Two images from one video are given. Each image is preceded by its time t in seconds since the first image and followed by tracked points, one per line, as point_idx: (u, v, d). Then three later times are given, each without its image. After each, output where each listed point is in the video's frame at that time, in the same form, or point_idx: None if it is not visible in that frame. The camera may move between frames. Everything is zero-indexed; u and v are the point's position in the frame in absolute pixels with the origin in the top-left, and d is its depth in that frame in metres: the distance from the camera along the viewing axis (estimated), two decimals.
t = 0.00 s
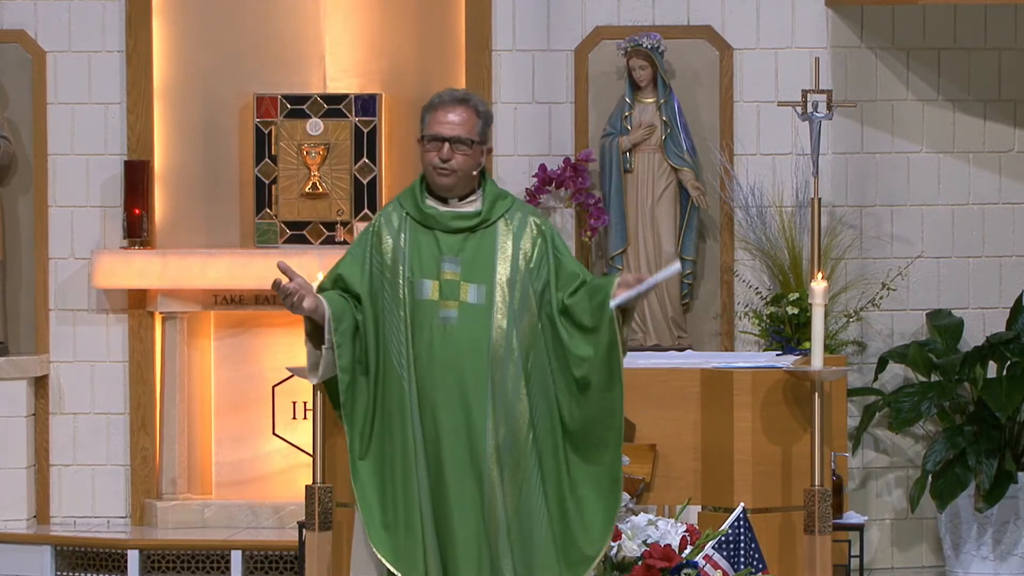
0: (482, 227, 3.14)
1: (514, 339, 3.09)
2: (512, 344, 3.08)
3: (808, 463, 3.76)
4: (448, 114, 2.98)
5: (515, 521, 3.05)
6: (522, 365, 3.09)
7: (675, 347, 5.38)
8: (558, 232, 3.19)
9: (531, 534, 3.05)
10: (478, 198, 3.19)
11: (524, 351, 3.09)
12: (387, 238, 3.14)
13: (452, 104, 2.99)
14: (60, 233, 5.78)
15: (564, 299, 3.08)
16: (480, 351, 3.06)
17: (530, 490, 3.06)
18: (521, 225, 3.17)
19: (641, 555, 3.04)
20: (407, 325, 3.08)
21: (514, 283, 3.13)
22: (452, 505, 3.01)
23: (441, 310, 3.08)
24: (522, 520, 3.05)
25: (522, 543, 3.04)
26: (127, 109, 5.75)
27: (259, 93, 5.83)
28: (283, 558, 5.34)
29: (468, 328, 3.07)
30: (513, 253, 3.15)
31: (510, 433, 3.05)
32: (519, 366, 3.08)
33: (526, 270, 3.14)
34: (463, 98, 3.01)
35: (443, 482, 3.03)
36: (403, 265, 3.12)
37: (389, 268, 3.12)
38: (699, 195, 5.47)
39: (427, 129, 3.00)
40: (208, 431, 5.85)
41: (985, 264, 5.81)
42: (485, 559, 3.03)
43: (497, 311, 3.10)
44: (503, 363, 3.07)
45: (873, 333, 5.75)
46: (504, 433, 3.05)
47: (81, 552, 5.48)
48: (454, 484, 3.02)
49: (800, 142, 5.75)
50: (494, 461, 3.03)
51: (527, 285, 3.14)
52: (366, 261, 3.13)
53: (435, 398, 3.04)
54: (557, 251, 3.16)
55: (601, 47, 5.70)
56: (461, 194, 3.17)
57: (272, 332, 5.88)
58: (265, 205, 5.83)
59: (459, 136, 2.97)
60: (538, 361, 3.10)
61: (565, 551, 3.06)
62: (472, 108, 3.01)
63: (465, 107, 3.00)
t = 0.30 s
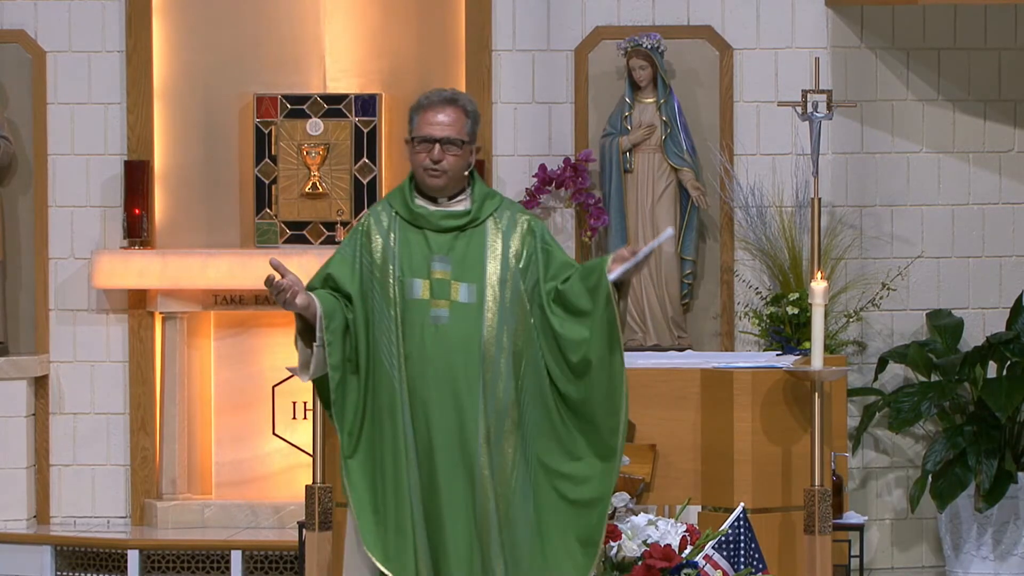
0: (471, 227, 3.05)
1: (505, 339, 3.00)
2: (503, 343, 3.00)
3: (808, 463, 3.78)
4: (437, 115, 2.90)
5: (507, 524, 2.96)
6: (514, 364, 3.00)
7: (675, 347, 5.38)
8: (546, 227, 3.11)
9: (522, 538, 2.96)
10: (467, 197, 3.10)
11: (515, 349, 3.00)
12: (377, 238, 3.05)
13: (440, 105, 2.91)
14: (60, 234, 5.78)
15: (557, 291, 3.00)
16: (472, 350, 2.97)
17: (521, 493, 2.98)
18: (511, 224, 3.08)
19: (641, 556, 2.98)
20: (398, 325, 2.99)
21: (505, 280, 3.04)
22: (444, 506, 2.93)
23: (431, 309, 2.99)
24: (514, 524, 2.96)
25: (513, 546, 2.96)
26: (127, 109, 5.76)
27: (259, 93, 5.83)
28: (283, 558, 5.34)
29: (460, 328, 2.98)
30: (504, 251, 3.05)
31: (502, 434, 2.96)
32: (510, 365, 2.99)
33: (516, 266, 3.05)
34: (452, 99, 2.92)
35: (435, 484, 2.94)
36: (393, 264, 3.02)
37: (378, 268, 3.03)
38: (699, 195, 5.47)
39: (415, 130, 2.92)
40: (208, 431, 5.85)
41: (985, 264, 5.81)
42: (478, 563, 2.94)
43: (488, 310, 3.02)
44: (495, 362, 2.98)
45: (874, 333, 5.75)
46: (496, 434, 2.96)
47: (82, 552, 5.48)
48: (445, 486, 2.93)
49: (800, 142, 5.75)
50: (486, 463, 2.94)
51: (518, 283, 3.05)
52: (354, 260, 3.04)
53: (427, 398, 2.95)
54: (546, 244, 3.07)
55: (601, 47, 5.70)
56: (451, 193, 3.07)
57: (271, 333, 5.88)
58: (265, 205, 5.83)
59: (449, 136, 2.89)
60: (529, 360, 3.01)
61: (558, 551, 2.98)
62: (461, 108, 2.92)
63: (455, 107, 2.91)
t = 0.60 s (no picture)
0: (447, 225, 2.98)
1: (483, 339, 2.93)
2: (481, 343, 2.93)
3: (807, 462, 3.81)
4: (403, 113, 2.84)
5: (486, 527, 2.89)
6: (491, 364, 2.93)
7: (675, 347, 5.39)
8: (521, 225, 3.05)
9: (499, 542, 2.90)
10: (441, 195, 3.03)
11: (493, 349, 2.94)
12: (351, 240, 2.96)
13: (406, 103, 2.85)
14: (60, 234, 5.78)
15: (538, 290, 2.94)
16: (451, 351, 2.90)
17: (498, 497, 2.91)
18: (486, 220, 3.02)
19: (642, 556, 2.92)
20: (374, 325, 2.90)
21: (482, 279, 2.97)
22: (423, 512, 2.86)
23: (408, 309, 2.92)
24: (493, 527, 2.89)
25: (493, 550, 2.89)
26: (127, 109, 5.76)
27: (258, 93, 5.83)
28: (283, 558, 5.34)
29: (438, 329, 2.91)
30: (480, 250, 2.99)
31: (480, 435, 2.89)
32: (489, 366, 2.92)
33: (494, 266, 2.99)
34: (417, 96, 2.86)
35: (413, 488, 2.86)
36: (369, 265, 2.94)
37: (354, 270, 2.94)
38: (699, 195, 5.47)
39: (383, 129, 2.86)
40: (208, 431, 5.84)
41: (985, 264, 5.81)
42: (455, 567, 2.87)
43: (466, 309, 2.94)
44: (473, 362, 2.91)
45: (874, 332, 5.75)
46: (475, 436, 2.89)
47: (82, 552, 5.48)
48: (424, 490, 2.86)
49: (800, 142, 5.75)
50: (466, 465, 2.87)
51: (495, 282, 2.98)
52: (328, 260, 2.94)
53: (404, 401, 2.87)
54: (524, 243, 3.01)
55: (601, 47, 5.71)
56: (424, 191, 3.00)
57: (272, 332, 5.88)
58: (265, 205, 5.84)
59: (417, 133, 2.84)
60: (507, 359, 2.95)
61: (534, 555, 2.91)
62: (427, 105, 2.87)
63: (421, 104, 2.86)
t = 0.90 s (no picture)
0: (441, 226, 3.02)
1: (471, 342, 2.95)
2: (469, 345, 2.95)
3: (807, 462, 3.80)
4: (395, 112, 2.91)
5: (467, 529, 2.90)
6: (479, 367, 2.95)
7: (675, 347, 5.38)
8: (519, 229, 3.04)
9: (480, 544, 2.91)
10: (438, 196, 3.07)
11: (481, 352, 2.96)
12: (348, 240, 3.02)
13: (398, 102, 2.92)
14: (60, 234, 5.79)
15: (529, 297, 2.94)
16: (437, 352, 2.93)
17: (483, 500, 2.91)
18: (482, 223, 3.04)
19: (642, 556, 2.88)
20: (362, 324, 2.95)
21: (473, 281, 3.00)
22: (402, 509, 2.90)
23: (396, 309, 2.96)
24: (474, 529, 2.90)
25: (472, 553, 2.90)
26: (127, 109, 5.76)
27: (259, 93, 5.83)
28: (283, 558, 5.33)
29: (425, 329, 2.93)
30: (473, 253, 3.01)
31: (464, 438, 2.91)
32: (476, 368, 2.94)
33: (487, 270, 3.01)
34: (409, 95, 2.93)
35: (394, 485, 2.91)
36: (361, 265, 3.00)
37: (347, 269, 3.00)
38: (699, 195, 5.47)
39: (377, 128, 2.93)
40: (208, 432, 5.84)
41: (985, 264, 5.81)
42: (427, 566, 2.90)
43: (455, 311, 2.97)
44: (460, 364, 2.93)
45: (874, 333, 5.75)
46: (459, 438, 2.90)
47: (82, 552, 5.48)
48: (404, 488, 2.90)
49: (800, 142, 5.75)
50: (448, 466, 2.89)
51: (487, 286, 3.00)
52: (322, 257, 2.99)
53: (387, 399, 2.91)
54: (520, 247, 3.01)
55: (601, 47, 5.71)
56: (418, 193, 3.06)
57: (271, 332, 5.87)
58: (265, 205, 5.84)
59: (405, 130, 2.89)
60: (496, 363, 2.96)
61: (508, 563, 2.91)
62: (419, 103, 2.92)
63: (412, 103, 2.92)
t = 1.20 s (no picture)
0: (444, 225, 3.07)
1: (470, 343, 3.00)
2: (468, 345, 2.99)
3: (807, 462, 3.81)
4: (398, 111, 2.97)
5: (462, 525, 2.95)
6: (477, 367, 2.99)
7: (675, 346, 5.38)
8: (523, 230, 3.08)
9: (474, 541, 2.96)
10: (442, 196, 3.12)
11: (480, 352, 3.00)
12: (352, 239, 3.08)
13: (402, 101, 2.99)
14: (60, 233, 5.79)
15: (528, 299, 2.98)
16: (436, 351, 2.97)
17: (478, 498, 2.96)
18: (485, 224, 3.09)
19: (643, 557, 2.71)
20: (364, 323, 3.01)
21: (474, 281, 3.04)
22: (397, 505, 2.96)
23: (396, 309, 3.01)
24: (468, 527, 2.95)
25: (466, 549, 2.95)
26: (127, 109, 5.76)
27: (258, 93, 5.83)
28: (283, 558, 5.33)
29: (424, 328, 2.98)
30: (474, 254, 3.06)
31: (461, 436, 2.96)
32: (474, 368, 2.99)
33: (488, 270, 3.05)
34: (412, 95, 3.00)
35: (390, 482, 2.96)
36: (363, 264, 3.05)
37: (349, 267, 3.06)
38: (699, 195, 5.47)
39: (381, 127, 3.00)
40: (208, 432, 5.83)
41: (985, 264, 5.82)
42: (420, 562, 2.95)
43: (454, 311, 3.01)
44: (458, 363, 2.98)
45: (874, 333, 5.75)
46: (455, 436, 2.95)
47: (82, 552, 5.48)
48: (400, 484, 2.95)
49: (800, 142, 5.75)
50: (444, 464, 2.94)
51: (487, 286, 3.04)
52: (327, 256, 3.06)
53: (386, 397, 2.97)
54: (522, 249, 3.04)
55: (601, 47, 5.71)
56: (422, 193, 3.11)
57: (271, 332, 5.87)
58: (265, 205, 5.83)
59: (407, 129, 2.95)
60: (495, 363, 3.00)
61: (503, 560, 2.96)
62: (422, 103, 2.99)
63: (415, 102, 2.99)
